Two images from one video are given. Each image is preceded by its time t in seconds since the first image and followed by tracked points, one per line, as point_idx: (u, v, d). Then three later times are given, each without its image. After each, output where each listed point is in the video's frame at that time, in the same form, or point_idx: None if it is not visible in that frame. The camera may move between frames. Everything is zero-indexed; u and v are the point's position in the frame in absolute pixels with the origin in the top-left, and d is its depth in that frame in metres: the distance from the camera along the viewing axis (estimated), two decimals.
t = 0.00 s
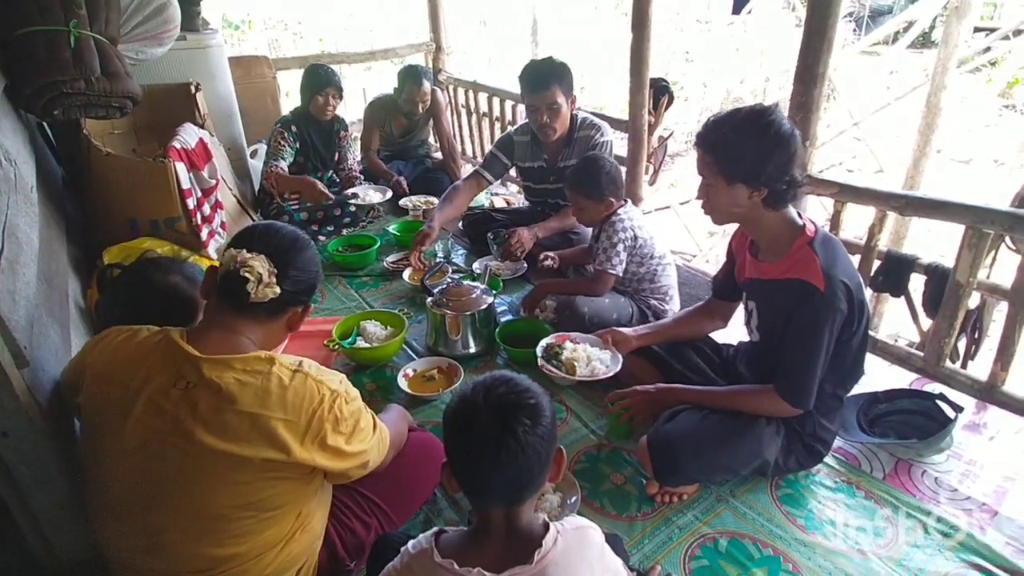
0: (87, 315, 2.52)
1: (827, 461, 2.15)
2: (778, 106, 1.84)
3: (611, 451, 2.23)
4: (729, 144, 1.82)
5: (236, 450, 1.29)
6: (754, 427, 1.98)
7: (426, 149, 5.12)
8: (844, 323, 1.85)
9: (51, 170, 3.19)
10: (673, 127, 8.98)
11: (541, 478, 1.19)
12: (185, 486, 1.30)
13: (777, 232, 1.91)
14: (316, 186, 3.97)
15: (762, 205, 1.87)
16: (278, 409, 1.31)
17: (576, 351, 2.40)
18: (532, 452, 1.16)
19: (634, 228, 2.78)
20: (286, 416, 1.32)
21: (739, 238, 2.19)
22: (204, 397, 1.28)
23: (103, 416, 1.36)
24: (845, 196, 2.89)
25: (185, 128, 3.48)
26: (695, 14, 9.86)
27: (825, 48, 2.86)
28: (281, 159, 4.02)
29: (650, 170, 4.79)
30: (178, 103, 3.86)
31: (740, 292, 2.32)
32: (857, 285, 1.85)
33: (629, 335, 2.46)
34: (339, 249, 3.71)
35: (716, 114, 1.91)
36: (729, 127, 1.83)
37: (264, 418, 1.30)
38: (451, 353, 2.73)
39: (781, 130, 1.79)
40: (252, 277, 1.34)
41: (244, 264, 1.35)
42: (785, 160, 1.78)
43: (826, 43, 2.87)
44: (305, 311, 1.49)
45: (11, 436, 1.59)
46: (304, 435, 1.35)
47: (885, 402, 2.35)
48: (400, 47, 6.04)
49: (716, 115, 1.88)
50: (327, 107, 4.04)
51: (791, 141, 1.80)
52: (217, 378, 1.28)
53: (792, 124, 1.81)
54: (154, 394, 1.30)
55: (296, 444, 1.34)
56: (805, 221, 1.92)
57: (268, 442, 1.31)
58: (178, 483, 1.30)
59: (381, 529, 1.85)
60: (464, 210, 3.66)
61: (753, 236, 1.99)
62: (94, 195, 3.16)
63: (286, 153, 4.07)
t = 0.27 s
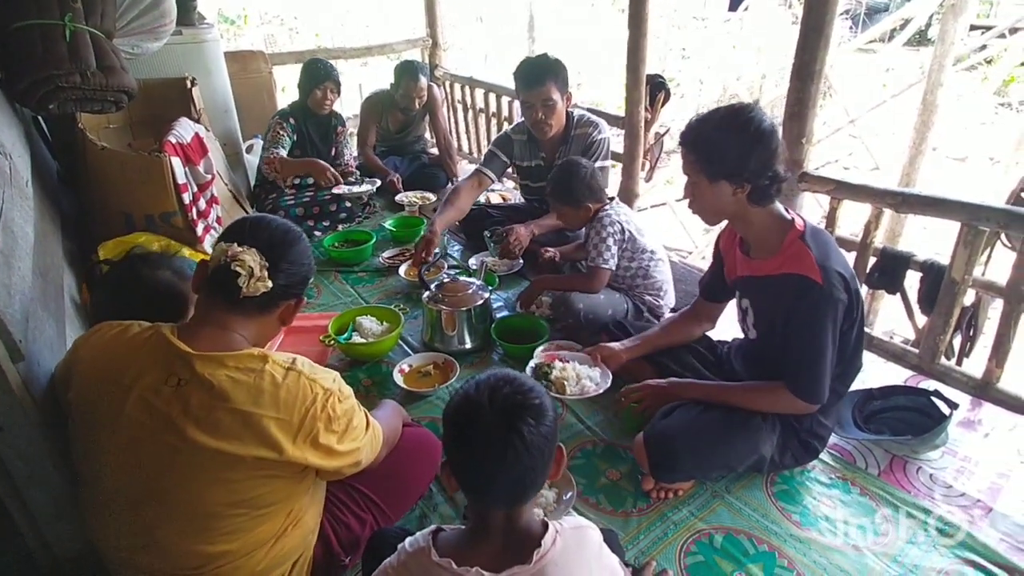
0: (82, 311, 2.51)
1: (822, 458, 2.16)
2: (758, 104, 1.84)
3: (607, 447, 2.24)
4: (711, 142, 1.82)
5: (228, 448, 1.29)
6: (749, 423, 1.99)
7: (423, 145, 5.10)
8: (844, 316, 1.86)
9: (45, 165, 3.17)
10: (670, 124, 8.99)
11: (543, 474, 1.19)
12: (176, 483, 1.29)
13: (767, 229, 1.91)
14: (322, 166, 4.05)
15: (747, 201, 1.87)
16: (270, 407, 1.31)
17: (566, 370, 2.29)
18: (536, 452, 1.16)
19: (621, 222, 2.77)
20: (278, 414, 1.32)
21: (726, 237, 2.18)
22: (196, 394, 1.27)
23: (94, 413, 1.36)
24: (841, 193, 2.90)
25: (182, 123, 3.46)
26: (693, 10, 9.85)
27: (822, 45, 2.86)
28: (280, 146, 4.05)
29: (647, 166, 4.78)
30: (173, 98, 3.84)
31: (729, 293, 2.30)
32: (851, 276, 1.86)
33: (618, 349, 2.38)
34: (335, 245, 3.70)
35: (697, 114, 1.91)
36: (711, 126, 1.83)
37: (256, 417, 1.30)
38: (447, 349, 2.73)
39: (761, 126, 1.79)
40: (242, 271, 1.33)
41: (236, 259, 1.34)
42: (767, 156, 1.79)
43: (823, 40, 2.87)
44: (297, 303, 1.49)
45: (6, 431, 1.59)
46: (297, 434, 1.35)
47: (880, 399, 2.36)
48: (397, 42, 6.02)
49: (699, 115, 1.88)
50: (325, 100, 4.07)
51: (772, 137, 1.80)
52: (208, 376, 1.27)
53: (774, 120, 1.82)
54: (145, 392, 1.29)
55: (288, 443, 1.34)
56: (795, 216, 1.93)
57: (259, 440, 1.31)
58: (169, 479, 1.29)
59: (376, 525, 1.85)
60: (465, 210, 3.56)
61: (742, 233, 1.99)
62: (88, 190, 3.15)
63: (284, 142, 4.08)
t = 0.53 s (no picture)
0: (85, 308, 2.51)
1: (824, 464, 2.15)
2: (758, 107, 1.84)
3: (608, 452, 2.22)
4: (711, 144, 1.82)
5: (230, 448, 1.28)
6: (750, 429, 1.98)
7: (427, 148, 5.10)
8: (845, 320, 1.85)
9: (52, 163, 3.18)
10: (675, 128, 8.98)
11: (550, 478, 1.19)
12: (178, 481, 1.29)
13: (769, 232, 1.90)
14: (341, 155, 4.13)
15: (748, 203, 1.86)
16: (273, 408, 1.31)
17: (572, 386, 2.25)
18: (546, 458, 1.15)
19: (616, 226, 2.78)
20: (282, 415, 1.32)
21: (728, 240, 2.17)
22: (200, 393, 1.27)
23: (98, 410, 1.35)
24: (845, 199, 2.89)
25: (185, 124, 3.45)
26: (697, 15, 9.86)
27: (828, 51, 2.86)
28: (288, 142, 4.09)
29: (650, 171, 4.78)
30: (179, 98, 3.85)
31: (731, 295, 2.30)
32: (852, 279, 1.86)
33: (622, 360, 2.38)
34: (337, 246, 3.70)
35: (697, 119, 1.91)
36: (711, 128, 1.83)
37: (260, 417, 1.29)
38: (449, 352, 2.72)
39: (761, 128, 1.78)
40: (268, 273, 1.35)
41: (261, 261, 1.36)
42: (767, 158, 1.78)
43: (830, 46, 2.86)
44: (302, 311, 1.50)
45: (9, 427, 1.58)
46: (300, 435, 1.35)
47: (883, 406, 2.34)
48: (401, 44, 6.03)
49: (699, 117, 1.88)
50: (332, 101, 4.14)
51: (772, 138, 1.79)
52: (213, 376, 1.27)
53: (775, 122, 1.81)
54: (149, 389, 1.29)
55: (291, 444, 1.33)
56: (797, 219, 1.92)
57: (263, 440, 1.30)
58: (172, 477, 1.29)
59: (376, 526, 1.84)
60: (470, 215, 3.59)
61: (743, 236, 1.98)
62: (92, 188, 3.15)
63: (292, 137, 4.13)
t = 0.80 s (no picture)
0: (94, 296, 2.51)
1: (832, 470, 2.13)
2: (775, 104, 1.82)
3: (612, 451, 2.21)
4: (726, 141, 1.80)
5: (238, 437, 1.28)
6: (757, 431, 1.97)
7: (434, 141, 5.08)
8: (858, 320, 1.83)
9: (63, 150, 3.18)
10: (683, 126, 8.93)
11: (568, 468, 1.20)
12: (185, 469, 1.29)
13: (782, 229, 1.89)
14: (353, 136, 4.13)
15: (762, 199, 1.84)
16: (281, 398, 1.30)
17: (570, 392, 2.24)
18: (566, 453, 1.17)
19: (616, 223, 2.77)
20: (290, 406, 1.31)
21: (740, 237, 2.15)
22: (208, 382, 1.26)
23: (109, 395, 1.35)
24: (857, 200, 2.87)
25: (196, 113, 3.45)
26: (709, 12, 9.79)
27: (844, 51, 2.83)
28: (298, 130, 4.07)
29: (659, 169, 4.75)
30: (190, 87, 3.84)
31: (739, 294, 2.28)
32: (867, 278, 1.83)
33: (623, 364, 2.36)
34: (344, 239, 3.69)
35: (713, 115, 1.89)
36: (725, 124, 1.81)
37: (267, 407, 1.29)
38: (454, 347, 2.71)
39: (777, 125, 1.76)
40: (280, 265, 1.33)
41: (276, 252, 1.34)
42: (782, 153, 1.76)
43: (846, 45, 2.83)
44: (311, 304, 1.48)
45: (18, 414, 1.58)
46: (307, 426, 1.34)
47: (893, 412, 2.33)
48: (411, 37, 6.01)
49: (714, 113, 1.86)
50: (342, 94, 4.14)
51: (788, 135, 1.77)
52: (222, 364, 1.27)
53: (791, 120, 1.79)
54: (160, 376, 1.29)
55: (298, 434, 1.33)
56: (811, 217, 1.90)
57: (270, 430, 1.30)
58: (179, 465, 1.29)
59: (379, 519, 1.84)
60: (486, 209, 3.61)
61: (756, 232, 1.96)
62: (102, 176, 3.15)
63: (303, 125, 4.09)
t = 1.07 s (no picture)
0: (109, 284, 2.53)
1: (842, 475, 2.11)
2: (793, 101, 1.81)
3: (620, 450, 2.20)
4: (743, 138, 1.79)
5: (248, 425, 1.28)
6: (767, 432, 1.96)
7: (447, 136, 5.08)
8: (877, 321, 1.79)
9: (80, 138, 3.21)
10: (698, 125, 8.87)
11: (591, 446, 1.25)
12: (196, 455, 1.29)
13: (798, 227, 1.87)
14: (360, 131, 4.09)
15: (777, 197, 1.83)
16: (291, 388, 1.31)
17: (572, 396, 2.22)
18: (593, 432, 1.21)
19: (628, 220, 2.76)
20: (300, 395, 1.32)
21: (755, 236, 2.13)
22: (219, 369, 1.27)
23: (122, 381, 1.37)
24: (873, 203, 2.84)
25: (211, 104, 3.47)
26: (726, 10, 9.72)
27: (864, 51, 2.80)
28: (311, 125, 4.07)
29: (672, 167, 4.73)
30: (206, 78, 3.87)
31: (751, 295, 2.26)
32: (882, 281, 1.80)
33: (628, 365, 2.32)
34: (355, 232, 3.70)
35: (729, 112, 1.88)
36: (742, 120, 1.80)
37: (278, 395, 1.29)
38: (462, 341, 2.71)
39: (794, 123, 1.75)
40: (269, 251, 1.30)
41: (263, 240, 1.31)
42: (798, 150, 1.74)
43: (866, 45, 2.80)
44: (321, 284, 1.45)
45: (34, 398, 1.60)
46: (316, 415, 1.34)
47: (905, 418, 2.30)
48: (425, 31, 6.00)
49: (732, 110, 1.85)
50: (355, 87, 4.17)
51: (806, 133, 1.76)
52: (233, 352, 1.27)
53: (809, 118, 1.78)
54: (172, 363, 1.30)
55: (308, 423, 1.33)
56: (827, 217, 1.88)
57: (279, 419, 1.30)
58: (189, 451, 1.29)
59: (386, 511, 1.85)
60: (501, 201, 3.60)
61: (770, 231, 1.94)
62: (118, 164, 3.17)
63: (314, 120, 4.10)
